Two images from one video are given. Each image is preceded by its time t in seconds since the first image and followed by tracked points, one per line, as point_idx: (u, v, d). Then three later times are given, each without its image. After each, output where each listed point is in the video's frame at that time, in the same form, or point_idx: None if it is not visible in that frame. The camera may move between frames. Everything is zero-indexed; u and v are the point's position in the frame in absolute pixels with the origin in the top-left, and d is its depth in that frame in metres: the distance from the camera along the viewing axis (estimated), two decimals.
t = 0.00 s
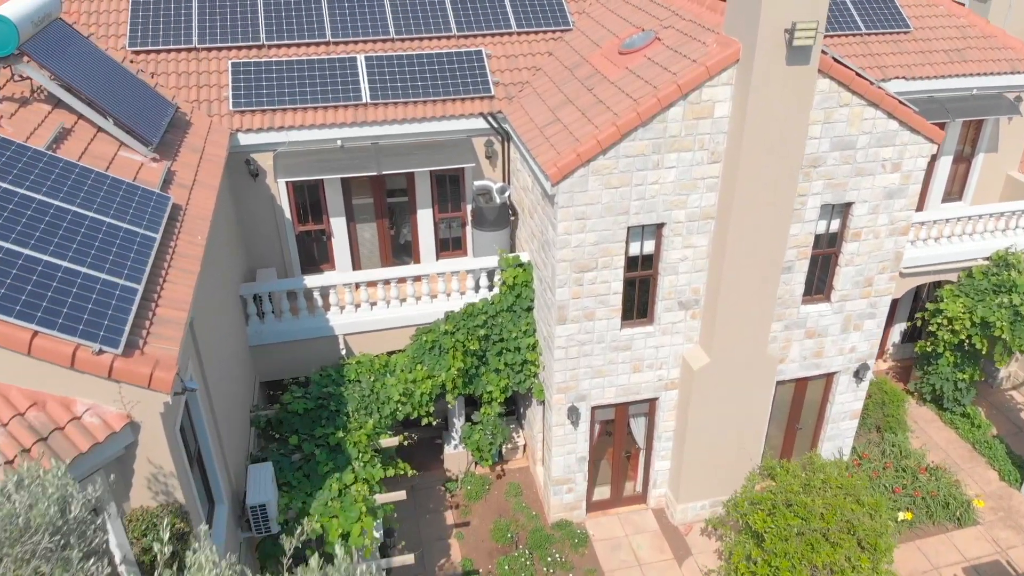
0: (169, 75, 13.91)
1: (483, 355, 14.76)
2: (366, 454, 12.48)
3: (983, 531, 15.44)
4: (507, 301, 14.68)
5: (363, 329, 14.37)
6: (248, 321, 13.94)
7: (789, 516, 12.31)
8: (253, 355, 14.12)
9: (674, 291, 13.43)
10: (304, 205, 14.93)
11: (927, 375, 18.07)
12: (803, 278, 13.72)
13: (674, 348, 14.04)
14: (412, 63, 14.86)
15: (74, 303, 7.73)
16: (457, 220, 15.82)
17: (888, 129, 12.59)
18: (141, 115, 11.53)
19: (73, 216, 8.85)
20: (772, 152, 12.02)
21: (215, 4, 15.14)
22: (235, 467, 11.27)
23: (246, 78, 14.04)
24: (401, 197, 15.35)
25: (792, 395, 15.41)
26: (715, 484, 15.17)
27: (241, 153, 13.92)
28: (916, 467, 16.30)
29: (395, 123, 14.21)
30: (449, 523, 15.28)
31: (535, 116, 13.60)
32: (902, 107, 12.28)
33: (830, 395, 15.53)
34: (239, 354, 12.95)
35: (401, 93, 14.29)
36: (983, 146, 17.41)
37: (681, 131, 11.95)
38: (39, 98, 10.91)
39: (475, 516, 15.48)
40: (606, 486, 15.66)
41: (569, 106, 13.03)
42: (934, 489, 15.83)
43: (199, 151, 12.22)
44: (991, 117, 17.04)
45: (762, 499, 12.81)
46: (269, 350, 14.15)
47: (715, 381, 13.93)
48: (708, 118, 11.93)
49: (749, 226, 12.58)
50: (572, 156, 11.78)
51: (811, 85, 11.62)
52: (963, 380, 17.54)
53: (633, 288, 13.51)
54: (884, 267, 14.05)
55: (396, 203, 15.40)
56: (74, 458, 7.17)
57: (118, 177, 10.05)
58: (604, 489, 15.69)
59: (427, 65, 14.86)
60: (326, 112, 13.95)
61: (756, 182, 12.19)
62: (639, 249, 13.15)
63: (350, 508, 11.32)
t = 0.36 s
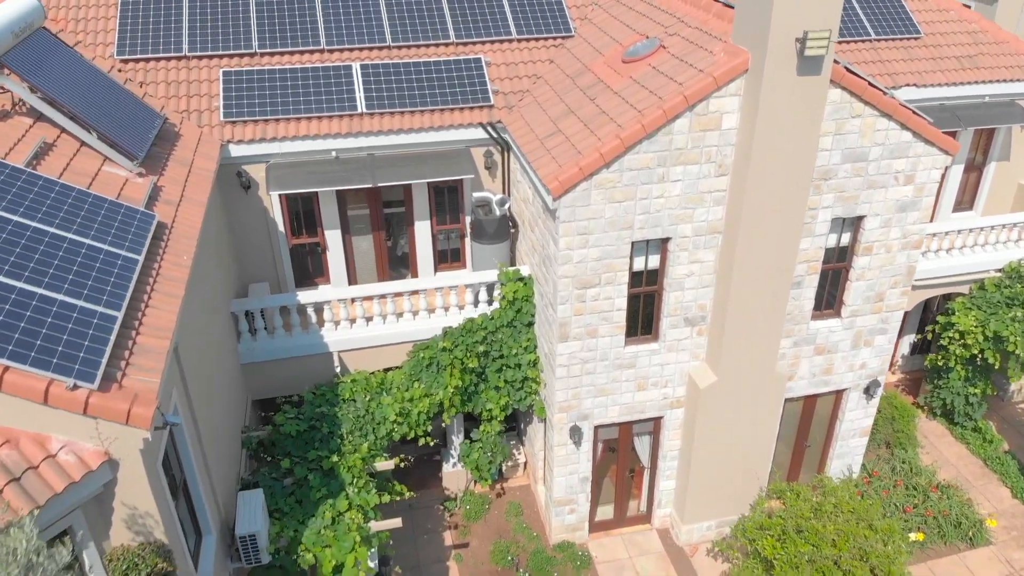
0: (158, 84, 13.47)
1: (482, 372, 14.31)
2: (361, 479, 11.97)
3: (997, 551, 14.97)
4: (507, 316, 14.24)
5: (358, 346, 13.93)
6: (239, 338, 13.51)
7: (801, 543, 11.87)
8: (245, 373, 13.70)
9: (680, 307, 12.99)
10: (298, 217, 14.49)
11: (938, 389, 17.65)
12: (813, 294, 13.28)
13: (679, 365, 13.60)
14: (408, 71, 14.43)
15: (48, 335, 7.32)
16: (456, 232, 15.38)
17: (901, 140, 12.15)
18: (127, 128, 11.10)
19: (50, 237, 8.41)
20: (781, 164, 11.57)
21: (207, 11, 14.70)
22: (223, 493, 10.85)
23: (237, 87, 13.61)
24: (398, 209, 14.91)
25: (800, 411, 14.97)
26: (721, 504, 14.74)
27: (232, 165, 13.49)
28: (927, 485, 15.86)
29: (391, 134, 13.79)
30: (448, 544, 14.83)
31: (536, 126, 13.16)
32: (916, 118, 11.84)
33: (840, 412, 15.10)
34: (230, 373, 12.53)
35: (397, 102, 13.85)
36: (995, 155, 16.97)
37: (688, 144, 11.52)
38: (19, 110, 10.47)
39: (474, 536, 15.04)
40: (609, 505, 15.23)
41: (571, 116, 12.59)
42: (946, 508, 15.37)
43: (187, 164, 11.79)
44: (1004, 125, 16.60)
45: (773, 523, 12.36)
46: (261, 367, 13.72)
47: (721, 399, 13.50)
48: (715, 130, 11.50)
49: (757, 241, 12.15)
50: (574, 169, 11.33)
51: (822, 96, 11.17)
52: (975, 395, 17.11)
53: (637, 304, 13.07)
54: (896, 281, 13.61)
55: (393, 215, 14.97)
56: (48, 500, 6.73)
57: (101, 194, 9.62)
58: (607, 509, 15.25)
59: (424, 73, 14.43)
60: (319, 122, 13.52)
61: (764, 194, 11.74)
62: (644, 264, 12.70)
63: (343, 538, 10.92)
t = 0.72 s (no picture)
0: (146, 92, 13.07)
1: (480, 388, 13.89)
2: (354, 503, 11.51)
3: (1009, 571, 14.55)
4: (505, 330, 13.83)
5: (352, 361, 13.54)
6: (229, 353, 13.10)
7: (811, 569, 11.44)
8: (235, 389, 13.29)
9: (684, 322, 12.58)
10: (290, 228, 14.08)
11: (947, 403, 17.26)
12: (820, 308, 12.88)
13: (683, 382, 13.21)
14: (404, 78, 14.03)
15: (19, 366, 6.92)
16: (453, 243, 14.97)
17: (913, 150, 11.74)
18: (111, 139, 10.70)
19: (25, 257, 8.00)
20: (789, 175, 11.16)
21: (198, 16, 14.31)
22: (209, 518, 10.48)
23: (227, 95, 13.21)
24: (393, 220, 14.51)
25: (807, 427, 14.57)
26: (725, 522, 14.36)
27: (221, 175, 13.08)
28: (937, 503, 15.44)
29: (386, 143, 13.39)
30: (444, 564, 14.41)
31: (535, 136, 12.76)
32: (928, 128, 11.43)
33: (847, 429, 14.70)
34: (219, 391, 12.13)
35: (392, 111, 13.45)
36: (1005, 163, 16.58)
37: (692, 155, 11.12)
38: None
39: (471, 556, 14.63)
40: (610, 523, 14.83)
41: (572, 125, 12.20)
42: (956, 526, 14.92)
43: (174, 176, 11.38)
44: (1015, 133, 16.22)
45: (782, 548, 11.97)
46: (252, 384, 13.32)
47: (726, 416, 13.09)
48: (721, 141, 11.11)
49: (765, 256, 11.74)
50: (574, 182, 10.93)
51: (832, 106, 10.78)
52: (984, 408, 16.72)
53: (639, 319, 12.66)
54: (906, 295, 13.21)
55: (389, 226, 14.56)
56: (19, 540, 6.36)
57: (81, 210, 9.21)
58: (608, 527, 14.85)
59: (421, 80, 14.03)
60: (312, 131, 13.12)
61: (772, 207, 11.34)
62: (646, 278, 12.30)
63: (335, 565, 10.37)
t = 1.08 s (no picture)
0: (134, 103, 12.68)
1: (477, 407, 13.48)
2: (345, 531, 11.27)
3: None
4: (504, 347, 13.44)
5: (345, 380, 13.14)
6: (219, 372, 12.69)
7: None
8: (225, 409, 12.89)
9: (688, 341, 12.20)
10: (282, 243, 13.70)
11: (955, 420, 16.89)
12: (828, 327, 12.51)
13: (686, 403, 12.84)
14: (400, 89, 13.66)
15: None
16: (450, 257, 14.59)
17: (925, 165, 11.36)
18: (95, 154, 10.28)
19: None
20: (797, 191, 10.77)
21: (188, 25, 13.93)
22: (195, 548, 10.05)
23: (217, 106, 12.83)
24: (389, 234, 14.13)
25: (814, 447, 14.19)
26: (730, 545, 13.99)
27: (211, 189, 12.70)
28: (946, 523, 14.84)
29: (381, 155, 13.01)
30: None
31: (534, 149, 12.39)
32: (941, 142, 11.05)
33: (855, 448, 14.33)
34: (207, 413, 11.74)
35: (387, 123, 13.07)
36: (1015, 175, 16.21)
37: (697, 172, 10.75)
38: None
39: None
40: (611, 545, 14.45)
41: (572, 139, 11.83)
42: (965, 548, 14.24)
43: (161, 192, 11.00)
44: None
45: None
46: (242, 404, 12.93)
47: (731, 438, 12.71)
48: (727, 157, 10.75)
49: (772, 274, 11.37)
50: (575, 199, 10.53)
51: (842, 121, 10.41)
52: (994, 426, 16.34)
53: (642, 338, 12.27)
54: (916, 313, 12.84)
55: (384, 239, 14.18)
56: None
57: (60, 231, 8.80)
58: (609, 549, 14.47)
59: (416, 91, 13.65)
60: (305, 144, 12.74)
61: (780, 225, 10.96)
62: (649, 297, 11.92)
63: None
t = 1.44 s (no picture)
0: (127, 105, 12.53)
1: (474, 413, 13.34)
2: (340, 540, 11.21)
3: None
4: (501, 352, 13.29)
5: (341, 385, 13.00)
6: (212, 378, 12.54)
7: None
8: (218, 415, 12.76)
9: (687, 347, 12.05)
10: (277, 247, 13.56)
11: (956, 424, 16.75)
12: (829, 332, 12.36)
13: (685, 409, 12.70)
14: (396, 91, 13.51)
15: None
16: (448, 260, 14.45)
17: (927, 169, 11.20)
18: (85, 158, 10.11)
19: None
20: (798, 196, 10.61)
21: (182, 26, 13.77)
22: (187, 558, 9.90)
23: (211, 109, 12.68)
24: (385, 237, 13.99)
25: (814, 452, 14.05)
26: (730, 551, 13.86)
27: (205, 192, 12.56)
28: (947, 529, 14.58)
29: (377, 158, 12.86)
30: None
31: (532, 152, 12.24)
32: (944, 146, 10.90)
33: (855, 454, 14.19)
34: (201, 419, 11.60)
35: (383, 125, 12.93)
36: (1017, 178, 16.06)
37: (697, 176, 10.59)
38: None
39: None
40: (610, 551, 14.31)
41: (570, 142, 11.68)
42: (966, 554, 13.97)
43: (153, 196, 10.85)
44: None
45: None
46: (236, 409, 12.78)
47: (731, 444, 12.57)
48: (727, 161, 10.60)
49: (772, 279, 11.21)
50: (572, 203, 10.36)
51: (843, 125, 10.27)
52: (995, 431, 16.21)
53: (640, 344, 12.13)
54: (917, 318, 12.70)
55: (380, 243, 14.03)
56: None
57: (48, 236, 8.62)
58: (607, 555, 14.34)
59: (413, 93, 13.50)
60: (299, 146, 12.60)
61: (781, 229, 10.81)
62: (648, 301, 11.78)
63: None
